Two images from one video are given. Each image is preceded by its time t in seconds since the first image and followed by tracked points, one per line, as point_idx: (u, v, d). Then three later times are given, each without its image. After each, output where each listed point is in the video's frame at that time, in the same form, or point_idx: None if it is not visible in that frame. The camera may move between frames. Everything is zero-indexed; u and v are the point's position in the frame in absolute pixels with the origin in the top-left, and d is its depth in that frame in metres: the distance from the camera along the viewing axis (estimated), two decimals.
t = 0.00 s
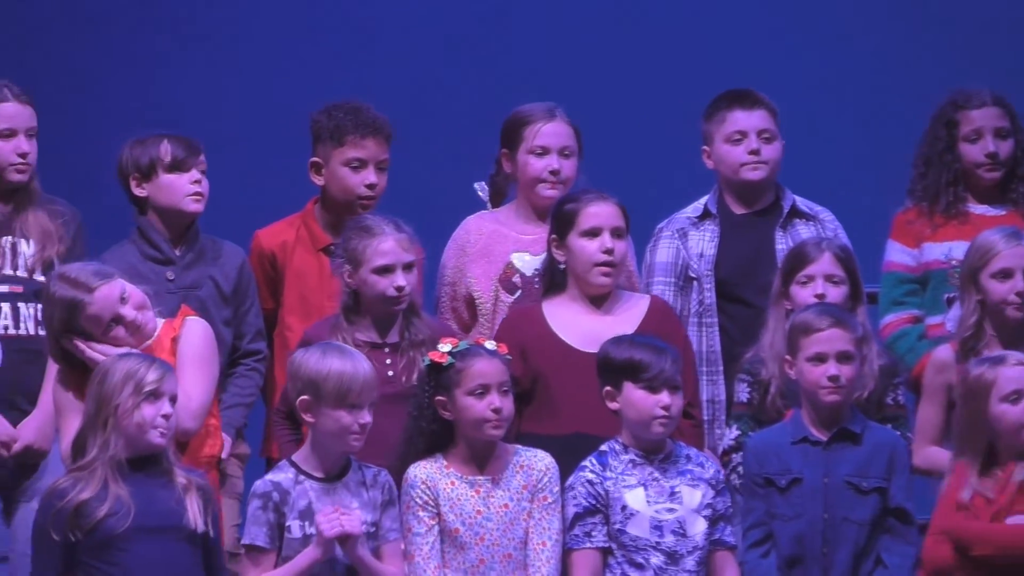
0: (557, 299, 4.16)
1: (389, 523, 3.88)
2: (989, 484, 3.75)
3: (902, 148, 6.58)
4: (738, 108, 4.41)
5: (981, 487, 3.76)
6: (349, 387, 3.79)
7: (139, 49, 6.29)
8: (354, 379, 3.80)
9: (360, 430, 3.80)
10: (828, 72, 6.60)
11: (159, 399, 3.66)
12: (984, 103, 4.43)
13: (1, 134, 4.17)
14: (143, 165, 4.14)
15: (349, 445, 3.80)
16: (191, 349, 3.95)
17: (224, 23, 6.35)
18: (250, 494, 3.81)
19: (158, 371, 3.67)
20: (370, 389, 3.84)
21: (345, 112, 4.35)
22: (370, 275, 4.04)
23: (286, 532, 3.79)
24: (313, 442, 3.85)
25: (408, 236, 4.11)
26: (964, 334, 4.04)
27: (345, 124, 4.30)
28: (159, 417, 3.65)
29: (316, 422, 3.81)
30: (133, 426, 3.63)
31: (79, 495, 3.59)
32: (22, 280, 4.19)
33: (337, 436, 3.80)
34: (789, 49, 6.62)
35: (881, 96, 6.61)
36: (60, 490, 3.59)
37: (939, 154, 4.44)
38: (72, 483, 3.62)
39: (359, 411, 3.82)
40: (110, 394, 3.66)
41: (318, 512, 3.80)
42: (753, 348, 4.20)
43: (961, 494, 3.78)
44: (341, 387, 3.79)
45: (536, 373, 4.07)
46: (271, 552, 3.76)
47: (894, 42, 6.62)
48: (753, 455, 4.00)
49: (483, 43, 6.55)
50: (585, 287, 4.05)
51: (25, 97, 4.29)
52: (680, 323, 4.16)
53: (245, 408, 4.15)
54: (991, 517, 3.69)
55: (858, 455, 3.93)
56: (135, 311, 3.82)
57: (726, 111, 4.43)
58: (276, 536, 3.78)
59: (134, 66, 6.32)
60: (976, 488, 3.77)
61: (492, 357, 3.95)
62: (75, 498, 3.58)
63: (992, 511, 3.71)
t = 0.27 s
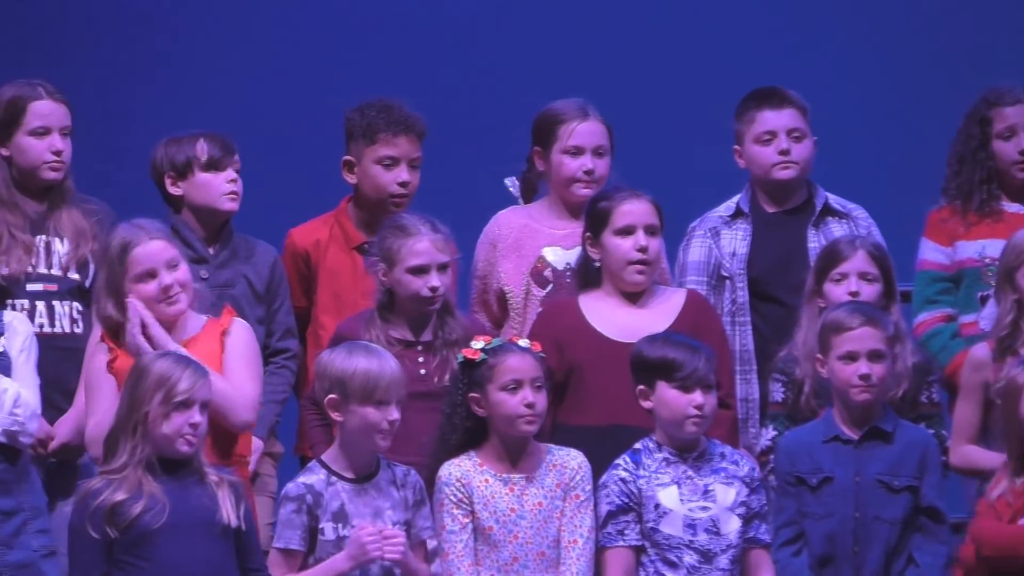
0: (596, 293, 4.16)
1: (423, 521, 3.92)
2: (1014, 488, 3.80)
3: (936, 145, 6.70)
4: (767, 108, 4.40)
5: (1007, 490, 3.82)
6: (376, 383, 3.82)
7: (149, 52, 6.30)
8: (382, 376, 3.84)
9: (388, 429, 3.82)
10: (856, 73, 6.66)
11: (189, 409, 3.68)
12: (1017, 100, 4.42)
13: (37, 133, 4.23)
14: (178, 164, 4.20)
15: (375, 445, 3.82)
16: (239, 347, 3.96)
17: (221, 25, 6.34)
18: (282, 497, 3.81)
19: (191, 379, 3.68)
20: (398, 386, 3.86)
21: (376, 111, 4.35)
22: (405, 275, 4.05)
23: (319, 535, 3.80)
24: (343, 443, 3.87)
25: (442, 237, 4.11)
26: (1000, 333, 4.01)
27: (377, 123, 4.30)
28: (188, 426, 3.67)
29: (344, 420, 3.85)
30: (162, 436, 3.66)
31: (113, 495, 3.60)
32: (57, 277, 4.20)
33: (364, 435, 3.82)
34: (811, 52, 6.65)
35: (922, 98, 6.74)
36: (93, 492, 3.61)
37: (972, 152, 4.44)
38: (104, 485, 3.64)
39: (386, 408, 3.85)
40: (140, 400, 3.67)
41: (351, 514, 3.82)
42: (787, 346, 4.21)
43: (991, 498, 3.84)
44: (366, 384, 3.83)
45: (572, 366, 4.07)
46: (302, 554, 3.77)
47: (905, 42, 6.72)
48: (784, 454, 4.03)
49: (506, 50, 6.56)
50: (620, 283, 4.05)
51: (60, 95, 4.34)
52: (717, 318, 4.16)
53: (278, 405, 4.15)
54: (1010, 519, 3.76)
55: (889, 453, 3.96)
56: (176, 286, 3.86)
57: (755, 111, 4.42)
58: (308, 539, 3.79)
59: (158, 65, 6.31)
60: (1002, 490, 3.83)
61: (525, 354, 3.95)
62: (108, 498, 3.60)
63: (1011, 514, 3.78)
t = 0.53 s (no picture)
0: (631, 295, 4.17)
1: (457, 519, 3.87)
2: None
3: (966, 138, 6.56)
4: (798, 109, 4.41)
5: None
6: (406, 384, 3.80)
7: (162, 52, 6.24)
8: (411, 378, 3.82)
9: (417, 431, 3.79)
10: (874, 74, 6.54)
11: (222, 410, 3.66)
12: None
13: (70, 127, 4.22)
14: (211, 165, 4.21)
15: (406, 447, 3.81)
16: (281, 368, 3.96)
17: (221, 25, 6.26)
18: (312, 496, 3.79)
19: (223, 382, 3.66)
20: (428, 388, 3.83)
21: (409, 110, 4.36)
22: (439, 277, 4.06)
23: (349, 534, 3.78)
24: (374, 442, 3.84)
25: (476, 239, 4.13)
26: None
27: (409, 123, 4.32)
28: (222, 427, 3.66)
29: (373, 422, 3.83)
30: (196, 438, 3.65)
31: (148, 496, 3.61)
32: (88, 279, 4.20)
33: (394, 436, 3.80)
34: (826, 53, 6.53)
35: (944, 91, 6.58)
36: (128, 493, 3.63)
37: (1006, 153, 4.47)
38: (139, 487, 3.65)
39: (416, 410, 3.82)
40: (174, 402, 3.67)
41: (380, 513, 3.79)
42: (822, 346, 4.24)
43: None
44: (397, 385, 3.81)
45: (607, 369, 4.09)
46: (332, 554, 3.75)
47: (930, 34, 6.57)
48: (816, 454, 4.04)
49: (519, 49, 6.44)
50: (655, 284, 4.06)
51: (92, 90, 4.34)
52: (752, 321, 4.18)
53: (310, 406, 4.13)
54: None
55: (921, 453, 3.96)
56: (217, 283, 3.86)
57: (786, 112, 4.44)
58: (338, 538, 3.78)
59: (173, 66, 6.25)
60: None
61: (559, 355, 3.96)
62: (144, 499, 3.61)
63: None
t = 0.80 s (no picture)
0: (660, 297, 4.18)
1: (489, 514, 3.96)
2: None
3: (990, 134, 6.57)
4: (825, 108, 4.45)
5: None
6: (437, 381, 3.83)
7: (171, 53, 6.23)
8: (443, 375, 3.85)
9: (450, 425, 3.83)
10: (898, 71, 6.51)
11: (259, 398, 3.70)
12: None
13: (99, 123, 4.25)
14: (241, 164, 4.23)
15: (438, 441, 3.84)
16: (311, 378, 3.98)
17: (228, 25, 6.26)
18: (341, 486, 3.87)
19: (259, 368, 3.71)
20: (460, 383, 3.87)
21: (438, 109, 4.40)
22: (469, 269, 4.10)
23: (375, 526, 3.85)
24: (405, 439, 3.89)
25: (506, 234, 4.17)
26: None
27: (440, 123, 4.35)
28: (261, 415, 3.69)
29: (406, 418, 3.86)
30: (235, 427, 3.68)
31: (182, 493, 3.64)
32: (116, 282, 4.22)
33: (426, 431, 3.85)
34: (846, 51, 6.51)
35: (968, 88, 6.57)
36: (164, 488, 3.65)
37: None
38: (175, 481, 3.68)
39: (449, 404, 3.86)
40: (211, 396, 3.71)
41: (409, 507, 3.85)
42: (852, 343, 4.27)
43: None
44: (428, 379, 3.84)
45: (640, 373, 4.09)
46: (358, 544, 3.84)
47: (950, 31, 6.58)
48: (845, 451, 4.03)
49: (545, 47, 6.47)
50: (686, 283, 4.10)
51: (119, 86, 4.37)
52: (781, 320, 4.18)
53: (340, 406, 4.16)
54: None
55: (951, 449, 3.96)
56: (251, 286, 3.88)
57: (813, 111, 4.47)
58: (365, 529, 3.85)
59: (181, 66, 6.22)
60: None
61: (588, 351, 3.98)
62: (178, 497, 3.63)
63: None
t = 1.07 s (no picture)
0: (690, 295, 4.18)
1: (521, 514, 3.96)
2: None
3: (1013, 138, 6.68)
4: (858, 106, 4.51)
5: None
6: (459, 372, 3.88)
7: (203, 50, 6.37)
8: (465, 365, 3.89)
9: (476, 414, 3.86)
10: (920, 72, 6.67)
11: (295, 385, 3.73)
12: None
13: (132, 121, 4.29)
14: (273, 161, 4.25)
15: (462, 433, 3.87)
16: (339, 383, 3.98)
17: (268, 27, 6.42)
18: (376, 488, 3.86)
19: (291, 357, 3.74)
20: (484, 374, 3.91)
21: (471, 108, 4.50)
22: (505, 264, 4.13)
23: (414, 525, 3.84)
24: (443, 438, 3.90)
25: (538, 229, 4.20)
26: None
27: (472, 122, 4.45)
28: (300, 403, 3.71)
29: (433, 410, 3.91)
30: (272, 413, 3.70)
31: (221, 490, 3.66)
32: (149, 280, 4.25)
33: (451, 421, 3.88)
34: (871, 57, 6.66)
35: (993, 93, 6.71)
36: (202, 483, 3.67)
37: None
38: (214, 477, 3.69)
39: (472, 393, 3.89)
40: (247, 391, 3.73)
41: (447, 503, 3.85)
42: (884, 342, 4.27)
43: None
44: (451, 370, 3.89)
45: (670, 371, 4.09)
46: (398, 544, 3.82)
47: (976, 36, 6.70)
48: (879, 450, 4.04)
49: (543, 47, 6.59)
50: (718, 287, 4.12)
51: (151, 84, 4.40)
52: (814, 319, 4.18)
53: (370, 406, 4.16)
54: None
55: (986, 447, 3.95)
56: (282, 283, 3.89)
57: (846, 110, 4.53)
58: (403, 530, 3.83)
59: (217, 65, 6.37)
60: None
61: (619, 348, 3.98)
62: (217, 493, 3.65)
63: None
